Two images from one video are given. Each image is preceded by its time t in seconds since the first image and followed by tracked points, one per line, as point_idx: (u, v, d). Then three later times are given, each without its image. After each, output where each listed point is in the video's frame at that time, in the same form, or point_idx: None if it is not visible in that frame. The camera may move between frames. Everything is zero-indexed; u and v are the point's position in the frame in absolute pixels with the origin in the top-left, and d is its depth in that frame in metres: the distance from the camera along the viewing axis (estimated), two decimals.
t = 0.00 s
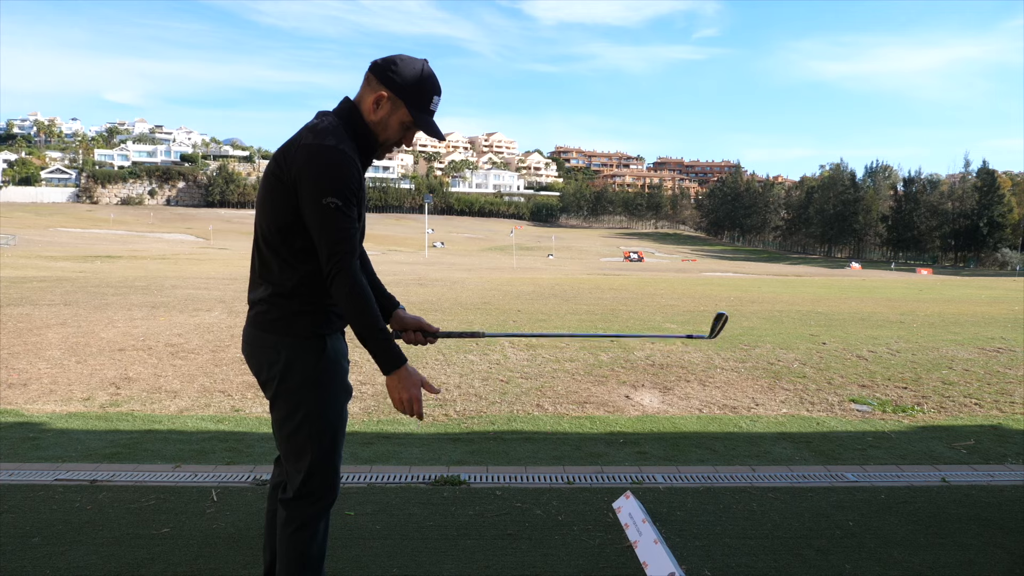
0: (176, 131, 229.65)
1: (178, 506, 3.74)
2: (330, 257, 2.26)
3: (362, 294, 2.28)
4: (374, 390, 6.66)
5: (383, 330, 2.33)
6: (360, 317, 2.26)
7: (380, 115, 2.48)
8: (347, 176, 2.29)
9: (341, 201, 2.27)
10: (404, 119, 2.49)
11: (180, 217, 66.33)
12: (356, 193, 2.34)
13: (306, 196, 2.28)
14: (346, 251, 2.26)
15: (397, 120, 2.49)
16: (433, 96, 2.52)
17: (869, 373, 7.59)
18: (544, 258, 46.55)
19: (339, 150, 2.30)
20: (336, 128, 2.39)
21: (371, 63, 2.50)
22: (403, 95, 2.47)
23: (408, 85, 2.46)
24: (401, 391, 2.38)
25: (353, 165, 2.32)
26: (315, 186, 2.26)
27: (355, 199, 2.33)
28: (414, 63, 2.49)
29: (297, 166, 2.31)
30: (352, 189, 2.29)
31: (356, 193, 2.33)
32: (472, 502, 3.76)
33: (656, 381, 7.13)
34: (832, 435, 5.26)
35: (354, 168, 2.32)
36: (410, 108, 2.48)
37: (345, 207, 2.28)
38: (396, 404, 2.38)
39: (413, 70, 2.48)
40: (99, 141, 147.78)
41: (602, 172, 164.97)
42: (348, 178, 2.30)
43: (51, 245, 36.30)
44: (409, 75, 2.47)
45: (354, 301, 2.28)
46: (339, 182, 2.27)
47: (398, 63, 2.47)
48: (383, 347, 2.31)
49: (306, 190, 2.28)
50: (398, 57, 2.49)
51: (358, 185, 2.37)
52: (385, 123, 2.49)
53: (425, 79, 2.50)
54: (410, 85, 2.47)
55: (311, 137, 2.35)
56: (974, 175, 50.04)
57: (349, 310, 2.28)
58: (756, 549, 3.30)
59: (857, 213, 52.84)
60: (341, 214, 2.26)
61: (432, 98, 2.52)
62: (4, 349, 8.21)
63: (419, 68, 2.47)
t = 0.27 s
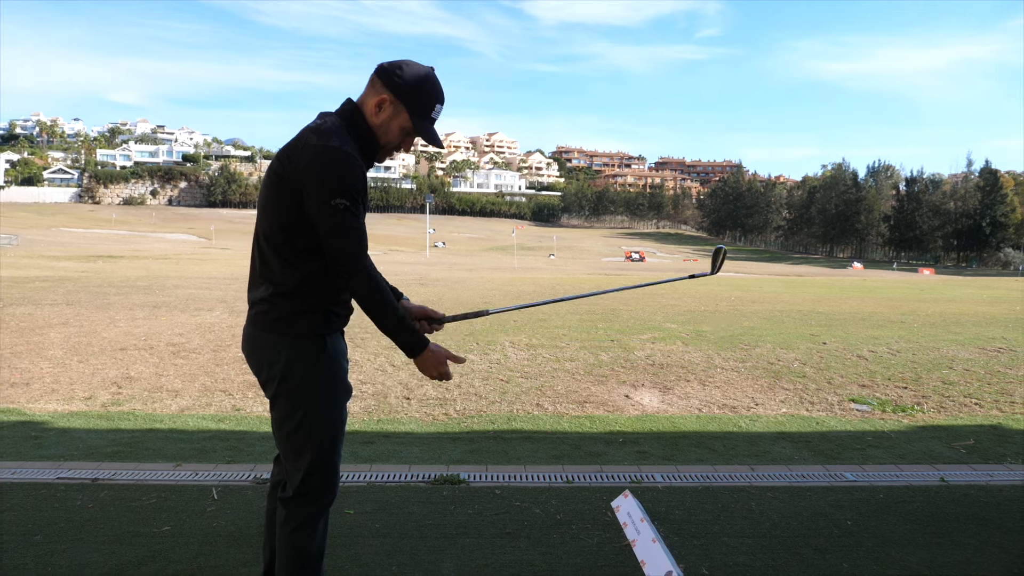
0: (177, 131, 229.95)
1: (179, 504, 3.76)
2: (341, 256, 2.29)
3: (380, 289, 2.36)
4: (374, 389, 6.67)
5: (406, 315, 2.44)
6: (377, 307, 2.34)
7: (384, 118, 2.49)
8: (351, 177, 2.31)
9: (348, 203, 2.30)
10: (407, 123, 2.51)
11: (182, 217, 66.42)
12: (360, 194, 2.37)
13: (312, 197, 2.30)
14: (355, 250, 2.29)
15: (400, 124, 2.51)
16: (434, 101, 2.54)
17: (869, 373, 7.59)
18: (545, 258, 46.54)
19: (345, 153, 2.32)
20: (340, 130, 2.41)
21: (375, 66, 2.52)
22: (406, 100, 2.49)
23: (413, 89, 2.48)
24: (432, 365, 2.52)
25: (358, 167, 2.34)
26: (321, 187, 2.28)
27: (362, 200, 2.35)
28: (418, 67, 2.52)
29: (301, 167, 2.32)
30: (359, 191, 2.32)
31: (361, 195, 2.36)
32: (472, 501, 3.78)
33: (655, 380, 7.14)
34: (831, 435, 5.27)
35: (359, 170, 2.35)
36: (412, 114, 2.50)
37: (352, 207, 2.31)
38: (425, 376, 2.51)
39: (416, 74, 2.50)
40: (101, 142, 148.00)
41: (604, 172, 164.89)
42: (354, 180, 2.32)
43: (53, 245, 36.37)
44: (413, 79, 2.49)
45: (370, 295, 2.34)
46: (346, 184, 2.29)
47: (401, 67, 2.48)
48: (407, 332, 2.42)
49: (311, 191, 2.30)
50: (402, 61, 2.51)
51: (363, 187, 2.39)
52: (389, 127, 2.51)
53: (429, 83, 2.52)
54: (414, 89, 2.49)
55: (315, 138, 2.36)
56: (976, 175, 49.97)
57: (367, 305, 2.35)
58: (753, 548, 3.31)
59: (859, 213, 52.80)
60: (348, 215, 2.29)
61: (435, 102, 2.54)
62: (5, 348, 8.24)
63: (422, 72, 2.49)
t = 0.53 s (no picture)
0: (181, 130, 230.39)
1: (181, 503, 3.77)
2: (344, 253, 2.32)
3: (390, 282, 2.40)
4: (376, 389, 6.68)
5: (417, 305, 2.50)
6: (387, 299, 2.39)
7: (381, 116, 2.51)
8: (352, 174, 2.33)
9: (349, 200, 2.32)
10: (404, 121, 2.52)
11: (186, 217, 66.52)
12: (361, 191, 2.39)
13: (312, 196, 2.32)
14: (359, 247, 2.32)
15: (398, 121, 2.53)
16: (431, 100, 2.55)
17: (871, 372, 7.59)
18: (548, 258, 46.53)
19: (344, 151, 2.33)
20: (338, 128, 2.42)
21: (372, 64, 2.53)
22: (403, 97, 2.50)
23: (410, 87, 2.50)
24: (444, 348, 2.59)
25: (357, 165, 2.36)
26: (321, 186, 2.29)
27: (362, 197, 2.37)
28: (415, 65, 2.53)
29: (300, 166, 2.34)
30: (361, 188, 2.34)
31: (361, 191, 2.38)
32: (473, 500, 3.79)
33: (657, 380, 7.14)
34: (832, 435, 5.27)
35: (358, 168, 2.36)
36: (409, 111, 2.51)
37: (354, 204, 2.33)
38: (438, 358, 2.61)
39: (412, 72, 2.51)
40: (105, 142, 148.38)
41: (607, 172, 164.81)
42: (354, 177, 2.34)
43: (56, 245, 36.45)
44: (409, 77, 2.50)
45: (378, 289, 2.38)
46: (347, 181, 2.31)
47: (398, 66, 2.50)
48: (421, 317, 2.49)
49: (312, 189, 2.31)
50: (398, 59, 2.52)
51: (363, 184, 2.41)
52: (387, 124, 2.52)
53: (426, 80, 2.53)
54: (411, 88, 2.50)
55: (313, 136, 2.38)
56: (980, 174, 49.87)
57: (377, 299, 2.39)
58: (754, 547, 3.32)
59: (862, 213, 52.74)
60: (350, 212, 2.31)
61: (432, 100, 2.55)
62: (9, 347, 8.27)
63: (419, 71, 2.51)
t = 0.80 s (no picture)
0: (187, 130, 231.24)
1: (187, 502, 3.80)
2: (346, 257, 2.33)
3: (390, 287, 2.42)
4: (381, 388, 6.70)
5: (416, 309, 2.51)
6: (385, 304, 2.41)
7: (385, 120, 2.52)
8: (356, 177, 2.34)
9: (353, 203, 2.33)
10: (408, 123, 2.54)
11: (192, 217, 66.72)
12: (365, 195, 2.41)
13: (317, 198, 2.33)
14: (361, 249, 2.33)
15: (402, 124, 2.54)
16: (436, 102, 2.57)
17: (877, 373, 7.58)
18: (553, 258, 46.52)
19: (349, 154, 2.34)
20: (343, 131, 2.43)
21: (376, 68, 2.54)
22: (408, 100, 2.51)
23: (415, 90, 2.51)
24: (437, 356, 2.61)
25: (361, 168, 2.37)
26: (325, 188, 2.31)
27: (366, 200, 2.39)
28: (420, 69, 2.54)
29: (305, 168, 2.35)
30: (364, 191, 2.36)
31: (365, 194, 2.39)
32: (478, 499, 3.80)
33: (661, 380, 7.14)
34: (837, 435, 5.27)
35: (363, 171, 2.38)
36: (413, 114, 2.52)
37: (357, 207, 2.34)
38: (433, 364, 2.62)
39: (417, 76, 2.52)
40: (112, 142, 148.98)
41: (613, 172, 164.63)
42: (358, 179, 2.35)
43: (63, 244, 36.62)
44: (414, 80, 2.51)
45: (375, 294, 2.39)
46: (351, 183, 2.32)
47: (403, 69, 2.51)
48: (417, 326, 2.51)
49: (317, 192, 2.32)
50: (403, 62, 2.53)
51: (367, 188, 2.43)
52: (391, 128, 2.54)
53: (431, 83, 2.55)
54: (416, 91, 2.52)
55: (319, 139, 2.39)
56: (987, 173, 49.68)
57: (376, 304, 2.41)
58: (757, 548, 3.32)
59: (869, 212, 52.59)
60: (354, 214, 2.32)
61: (436, 103, 2.56)
62: (17, 347, 8.32)
63: (424, 74, 2.52)
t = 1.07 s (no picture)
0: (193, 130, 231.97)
1: (193, 501, 3.82)
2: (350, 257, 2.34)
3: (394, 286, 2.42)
4: (385, 388, 6.71)
5: (419, 310, 2.52)
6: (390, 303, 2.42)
7: (388, 117, 2.53)
8: (359, 177, 2.35)
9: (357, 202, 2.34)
10: (411, 121, 2.54)
11: (198, 216, 66.91)
12: (369, 194, 2.41)
13: (321, 198, 2.34)
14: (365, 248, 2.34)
15: (404, 123, 2.55)
16: (438, 100, 2.58)
17: (882, 373, 7.56)
18: (558, 258, 46.50)
19: (352, 153, 2.35)
20: (346, 130, 2.45)
21: (379, 67, 2.55)
22: (410, 99, 2.52)
23: (417, 87, 2.52)
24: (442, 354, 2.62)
25: (365, 167, 2.38)
26: (329, 188, 2.32)
27: (370, 199, 2.40)
28: (421, 68, 2.55)
29: (309, 168, 2.36)
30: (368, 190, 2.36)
31: (369, 193, 2.40)
32: (482, 499, 3.81)
33: (666, 380, 7.14)
34: (842, 436, 5.26)
35: (366, 170, 2.39)
36: (415, 111, 2.53)
37: (361, 207, 2.35)
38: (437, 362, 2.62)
39: (419, 74, 2.53)
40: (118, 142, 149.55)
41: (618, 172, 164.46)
42: (362, 179, 2.36)
43: (70, 244, 36.78)
44: (416, 79, 2.52)
45: (379, 293, 2.40)
46: (355, 182, 2.33)
47: (405, 68, 2.52)
48: (421, 326, 2.52)
49: (322, 192, 2.34)
50: (404, 61, 2.54)
51: (371, 187, 2.44)
52: (393, 127, 2.54)
53: (432, 82, 2.55)
54: (418, 90, 2.53)
55: (323, 140, 2.40)
56: (995, 173, 49.45)
57: (380, 303, 2.42)
58: (761, 548, 3.32)
59: (875, 212, 52.42)
60: (358, 214, 2.34)
61: (438, 100, 2.57)
62: (25, 346, 8.37)
63: (425, 74, 2.53)
